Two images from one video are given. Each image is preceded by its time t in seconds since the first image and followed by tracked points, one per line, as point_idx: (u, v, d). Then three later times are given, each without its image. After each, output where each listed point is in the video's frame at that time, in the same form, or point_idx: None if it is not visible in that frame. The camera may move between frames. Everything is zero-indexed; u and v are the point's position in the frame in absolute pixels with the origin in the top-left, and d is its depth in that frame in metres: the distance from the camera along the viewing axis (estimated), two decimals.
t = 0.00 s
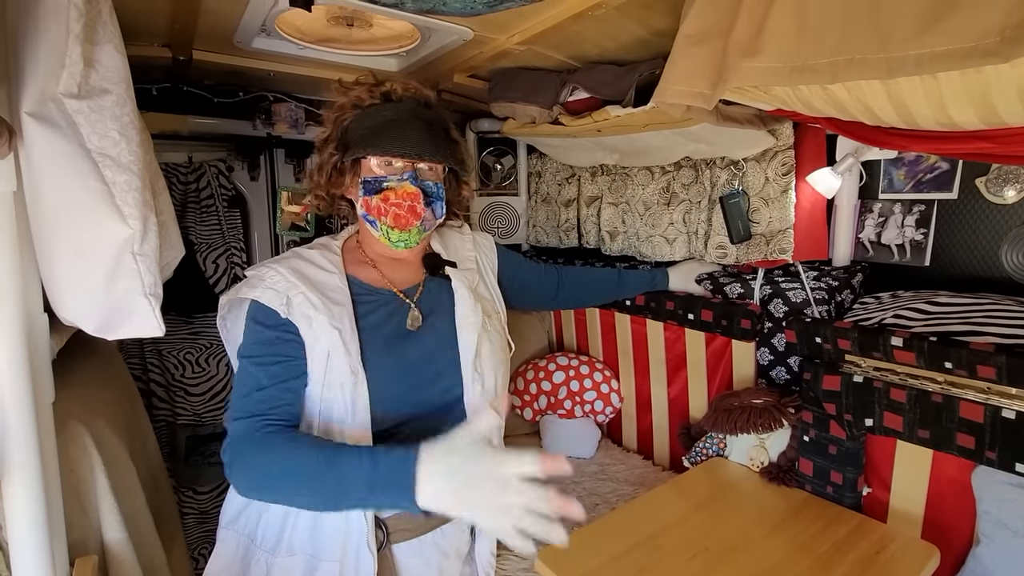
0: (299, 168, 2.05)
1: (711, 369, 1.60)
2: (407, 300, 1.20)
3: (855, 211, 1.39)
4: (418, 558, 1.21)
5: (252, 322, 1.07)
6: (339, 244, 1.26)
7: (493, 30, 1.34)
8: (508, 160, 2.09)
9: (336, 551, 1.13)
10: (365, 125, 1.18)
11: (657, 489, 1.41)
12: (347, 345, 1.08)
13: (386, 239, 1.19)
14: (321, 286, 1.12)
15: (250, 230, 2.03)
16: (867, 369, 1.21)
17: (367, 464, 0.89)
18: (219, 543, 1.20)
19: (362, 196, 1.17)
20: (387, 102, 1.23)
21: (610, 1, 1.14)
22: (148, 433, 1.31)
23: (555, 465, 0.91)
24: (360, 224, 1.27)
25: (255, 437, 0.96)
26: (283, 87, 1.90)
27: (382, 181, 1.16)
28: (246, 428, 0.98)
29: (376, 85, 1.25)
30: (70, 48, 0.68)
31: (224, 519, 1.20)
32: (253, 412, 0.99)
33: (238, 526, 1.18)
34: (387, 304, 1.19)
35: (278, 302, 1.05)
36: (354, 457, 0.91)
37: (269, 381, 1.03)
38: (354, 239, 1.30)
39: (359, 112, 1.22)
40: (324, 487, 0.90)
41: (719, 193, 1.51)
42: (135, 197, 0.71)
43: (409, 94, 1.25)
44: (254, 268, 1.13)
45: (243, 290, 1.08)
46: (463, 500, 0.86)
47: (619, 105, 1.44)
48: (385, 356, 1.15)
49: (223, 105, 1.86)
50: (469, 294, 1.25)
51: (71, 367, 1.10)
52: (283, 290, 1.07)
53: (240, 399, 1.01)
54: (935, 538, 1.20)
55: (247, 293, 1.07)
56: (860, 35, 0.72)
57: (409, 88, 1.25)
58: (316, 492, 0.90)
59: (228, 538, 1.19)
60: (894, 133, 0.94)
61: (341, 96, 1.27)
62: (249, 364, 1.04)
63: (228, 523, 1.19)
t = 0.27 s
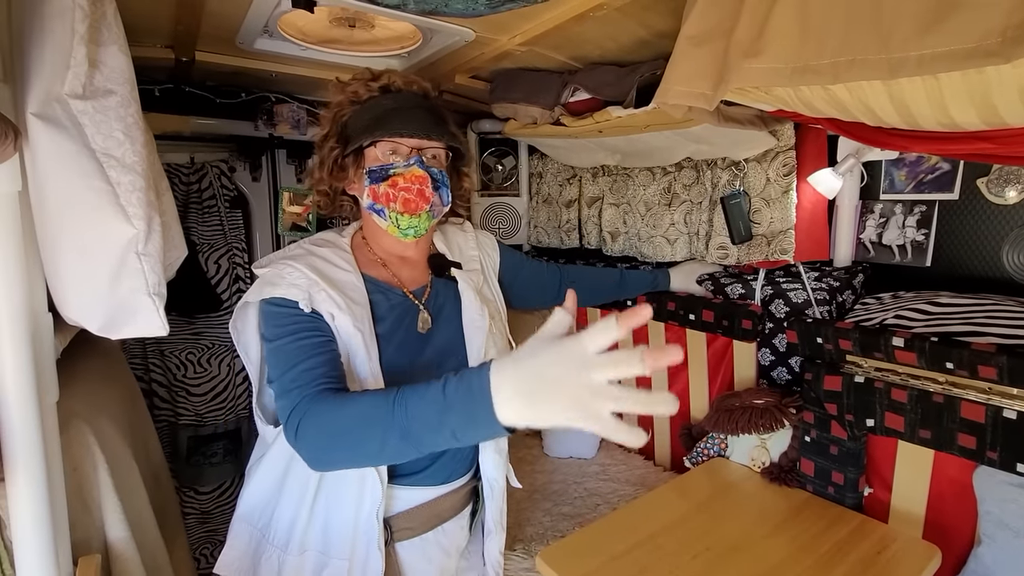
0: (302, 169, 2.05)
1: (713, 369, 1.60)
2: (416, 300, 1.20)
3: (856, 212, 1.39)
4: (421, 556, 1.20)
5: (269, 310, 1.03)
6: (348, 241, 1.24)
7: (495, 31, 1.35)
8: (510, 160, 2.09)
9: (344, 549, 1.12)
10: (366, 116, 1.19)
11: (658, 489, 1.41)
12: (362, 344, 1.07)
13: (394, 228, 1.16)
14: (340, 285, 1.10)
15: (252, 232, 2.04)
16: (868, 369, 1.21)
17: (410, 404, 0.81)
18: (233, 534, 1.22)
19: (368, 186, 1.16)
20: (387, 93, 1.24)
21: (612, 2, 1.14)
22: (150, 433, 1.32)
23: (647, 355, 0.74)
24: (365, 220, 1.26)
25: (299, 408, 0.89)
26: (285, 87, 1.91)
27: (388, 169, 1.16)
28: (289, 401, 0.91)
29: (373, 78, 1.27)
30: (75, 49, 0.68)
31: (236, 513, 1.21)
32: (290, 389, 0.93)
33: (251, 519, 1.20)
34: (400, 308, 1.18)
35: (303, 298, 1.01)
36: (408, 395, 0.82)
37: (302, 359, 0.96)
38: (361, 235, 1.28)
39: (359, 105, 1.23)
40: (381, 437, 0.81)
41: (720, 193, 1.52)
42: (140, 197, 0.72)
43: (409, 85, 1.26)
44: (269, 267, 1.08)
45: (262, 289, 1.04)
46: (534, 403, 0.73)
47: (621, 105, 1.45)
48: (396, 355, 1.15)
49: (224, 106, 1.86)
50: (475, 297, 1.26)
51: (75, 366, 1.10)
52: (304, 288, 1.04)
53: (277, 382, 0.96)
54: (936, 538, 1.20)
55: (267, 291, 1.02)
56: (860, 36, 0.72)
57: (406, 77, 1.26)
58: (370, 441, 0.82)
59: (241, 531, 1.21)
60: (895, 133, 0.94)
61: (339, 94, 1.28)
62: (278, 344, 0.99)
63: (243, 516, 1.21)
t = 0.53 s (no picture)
0: (302, 171, 2.05)
1: (712, 371, 1.60)
2: (418, 304, 1.20)
3: (855, 214, 1.40)
4: (422, 556, 1.21)
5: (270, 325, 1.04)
6: (349, 244, 1.24)
7: (495, 34, 1.35)
8: (510, 163, 2.11)
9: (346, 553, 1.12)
10: (375, 116, 1.19)
11: (658, 490, 1.42)
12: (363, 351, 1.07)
13: (399, 228, 1.16)
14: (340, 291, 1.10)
15: (252, 233, 2.04)
16: (867, 371, 1.21)
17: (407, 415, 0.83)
18: (234, 539, 1.20)
19: (375, 185, 1.15)
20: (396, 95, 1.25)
21: (611, 6, 1.15)
22: (152, 435, 1.32)
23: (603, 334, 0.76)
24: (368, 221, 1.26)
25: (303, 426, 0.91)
26: (286, 90, 1.91)
27: (396, 169, 1.15)
28: (292, 418, 0.94)
29: (383, 81, 1.28)
30: (80, 54, 0.69)
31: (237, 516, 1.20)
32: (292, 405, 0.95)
33: (254, 522, 1.20)
34: (402, 312, 1.18)
35: (303, 307, 1.02)
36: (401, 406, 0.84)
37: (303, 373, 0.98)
38: (363, 238, 1.28)
39: (367, 105, 1.23)
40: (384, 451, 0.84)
41: (719, 196, 1.52)
42: (143, 201, 0.72)
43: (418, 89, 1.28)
44: (269, 270, 1.09)
45: (262, 294, 1.04)
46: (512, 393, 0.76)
47: (620, 108, 1.45)
48: (398, 359, 1.16)
49: (225, 109, 1.87)
50: (476, 301, 1.27)
51: (78, 368, 1.11)
52: (306, 295, 1.04)
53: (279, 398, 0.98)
54: (935, 539, 1.20)
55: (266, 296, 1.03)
56: (858, 41, 0.73)
57: (414, 80, 1.28)
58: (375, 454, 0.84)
59: (244, 534, 1.20)
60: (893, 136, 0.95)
61: (347, 94, 1.29)
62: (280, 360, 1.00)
63: (245, 518, 1.20)
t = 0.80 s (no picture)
0: (303, 172, 2.06)
1: (711, 372, 1.61)
2: (418, 293, 1.21)
3: (853, 215, 1.40)
4: (437, 542, 1.22)
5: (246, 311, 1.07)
6: (351, 231, 1.25)
7: (495, 36, 1.36)
8: (509, 164, 2.12)
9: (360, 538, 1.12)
10: (381, 112, 1.18)
11: (657, 491, 1.42)
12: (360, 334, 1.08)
13: (405, 225, 1.17)
14: (338, 276, 1.12)
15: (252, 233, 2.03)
16: (865, 372, 1.22)
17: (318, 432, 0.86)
18: (244, 536, 1.17)
19: (381, 182, 1.16)
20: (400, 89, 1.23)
21: (610, 8, 1.15)
22: (152, 434, 1.33)
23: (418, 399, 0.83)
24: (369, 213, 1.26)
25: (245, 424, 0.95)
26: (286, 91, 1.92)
27: (403, 167, 1.16)
28: (242, 412, 0.99)
29: (388, 73, 1.25)
30: (83, 57, 0.69)
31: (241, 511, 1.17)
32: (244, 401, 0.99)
33: (262, 517, 1.17)
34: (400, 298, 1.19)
35: (297, 289, 1.05)
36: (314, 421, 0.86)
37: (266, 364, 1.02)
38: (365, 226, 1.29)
39: (371, 100, 1.22)
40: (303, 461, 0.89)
41: (718, 197, 1.53)
42: (145, 202, 0.73)
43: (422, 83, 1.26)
44: (267, 250, 1.11)
45: (258, 272, 1.06)
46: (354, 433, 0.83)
47: (619, 110, 1.46)
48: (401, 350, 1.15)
49: (226, 110, 1.90)
50: (479, 299, 1.27)
51: (79, 369, 1.12)
52: (302, 278, 1.06)
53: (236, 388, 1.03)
54: (933, 539, 1.21)
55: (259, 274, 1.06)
56: (855, 45, 0.74)
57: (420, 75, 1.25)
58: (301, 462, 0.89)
59: (252, 529, 1.17)
60: (890, 138, 0.95)
61: (350, 86, 1.26)
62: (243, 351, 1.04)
63: (250, 514, 1.17)
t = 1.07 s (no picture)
0: (302, 176, 2.08)
1: (710, 374, 1.61)
2: (417, 284, 1.22)
3: (851, 217, 1.40)
4: (445, 529, 1.23)
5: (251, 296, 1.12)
6: (353, 223, 1.26)
7: (493, 39, 1.37)
8: (508, 166, 2.12)
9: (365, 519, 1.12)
10: (386, 119, 1.17)
11: (656, 492, 1.43)
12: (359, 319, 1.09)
13: (404, 230, 1.19)
14: (337, 260, 1.13)
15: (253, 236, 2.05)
16: (861, 373, 1.23)
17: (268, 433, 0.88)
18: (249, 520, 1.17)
19: (382, 189, 1.17)
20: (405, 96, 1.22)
21: (608, 12, 1.16)
22: (153, 436, 1.33)
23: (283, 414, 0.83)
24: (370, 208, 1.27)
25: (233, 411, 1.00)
26: (286, 94, 1.92)
27: (404, 176, 1.17)
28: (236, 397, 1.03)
29: (395, 78, 1.24)
30: (84, 62, 0.70)
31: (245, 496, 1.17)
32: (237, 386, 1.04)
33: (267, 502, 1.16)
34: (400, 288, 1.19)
35: (297, 272, 1.08)
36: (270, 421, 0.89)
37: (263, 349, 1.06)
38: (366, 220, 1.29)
39: (376, 106, 1.21)
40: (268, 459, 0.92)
41: (715, 198, 1.52)
42: (146, 206, 0.74)
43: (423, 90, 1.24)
44: (272, 235, 1.15)
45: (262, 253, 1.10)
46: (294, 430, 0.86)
47: (618, 112, 1.47)
48: (404, 337, 1.16)
49: (225, 113, 1.91)
50: (475, 292, 1.28)
51: (80, 371, 1.12)
52: (302, 261, 1.10)
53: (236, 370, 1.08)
54: (930, 539, 1.22)
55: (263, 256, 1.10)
56: (849, 49, 0.74)
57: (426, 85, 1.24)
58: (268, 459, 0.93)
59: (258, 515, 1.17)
60: (885, 141, 0.96)
61: (355, 88, 1.25)
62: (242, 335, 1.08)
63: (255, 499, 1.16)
